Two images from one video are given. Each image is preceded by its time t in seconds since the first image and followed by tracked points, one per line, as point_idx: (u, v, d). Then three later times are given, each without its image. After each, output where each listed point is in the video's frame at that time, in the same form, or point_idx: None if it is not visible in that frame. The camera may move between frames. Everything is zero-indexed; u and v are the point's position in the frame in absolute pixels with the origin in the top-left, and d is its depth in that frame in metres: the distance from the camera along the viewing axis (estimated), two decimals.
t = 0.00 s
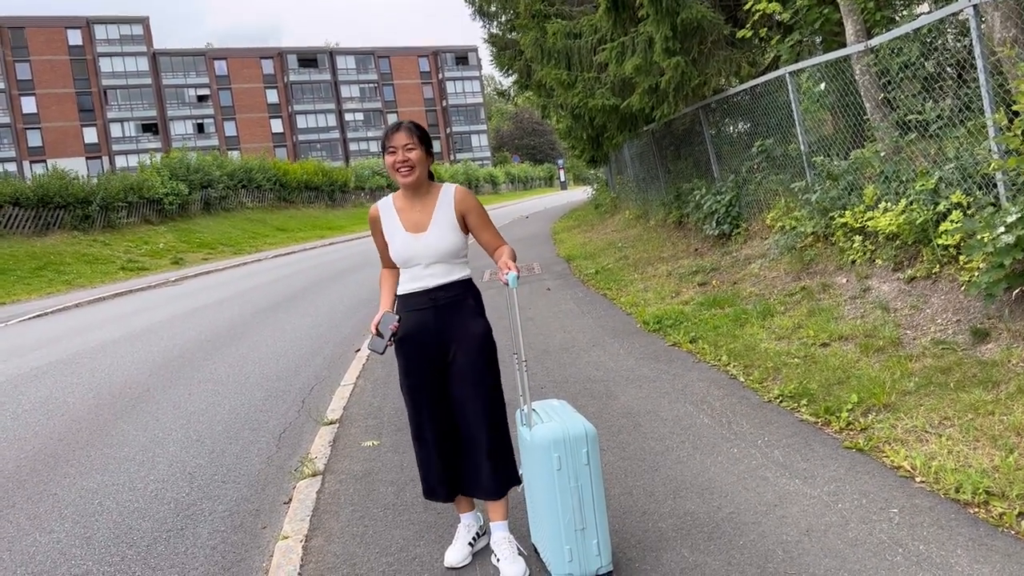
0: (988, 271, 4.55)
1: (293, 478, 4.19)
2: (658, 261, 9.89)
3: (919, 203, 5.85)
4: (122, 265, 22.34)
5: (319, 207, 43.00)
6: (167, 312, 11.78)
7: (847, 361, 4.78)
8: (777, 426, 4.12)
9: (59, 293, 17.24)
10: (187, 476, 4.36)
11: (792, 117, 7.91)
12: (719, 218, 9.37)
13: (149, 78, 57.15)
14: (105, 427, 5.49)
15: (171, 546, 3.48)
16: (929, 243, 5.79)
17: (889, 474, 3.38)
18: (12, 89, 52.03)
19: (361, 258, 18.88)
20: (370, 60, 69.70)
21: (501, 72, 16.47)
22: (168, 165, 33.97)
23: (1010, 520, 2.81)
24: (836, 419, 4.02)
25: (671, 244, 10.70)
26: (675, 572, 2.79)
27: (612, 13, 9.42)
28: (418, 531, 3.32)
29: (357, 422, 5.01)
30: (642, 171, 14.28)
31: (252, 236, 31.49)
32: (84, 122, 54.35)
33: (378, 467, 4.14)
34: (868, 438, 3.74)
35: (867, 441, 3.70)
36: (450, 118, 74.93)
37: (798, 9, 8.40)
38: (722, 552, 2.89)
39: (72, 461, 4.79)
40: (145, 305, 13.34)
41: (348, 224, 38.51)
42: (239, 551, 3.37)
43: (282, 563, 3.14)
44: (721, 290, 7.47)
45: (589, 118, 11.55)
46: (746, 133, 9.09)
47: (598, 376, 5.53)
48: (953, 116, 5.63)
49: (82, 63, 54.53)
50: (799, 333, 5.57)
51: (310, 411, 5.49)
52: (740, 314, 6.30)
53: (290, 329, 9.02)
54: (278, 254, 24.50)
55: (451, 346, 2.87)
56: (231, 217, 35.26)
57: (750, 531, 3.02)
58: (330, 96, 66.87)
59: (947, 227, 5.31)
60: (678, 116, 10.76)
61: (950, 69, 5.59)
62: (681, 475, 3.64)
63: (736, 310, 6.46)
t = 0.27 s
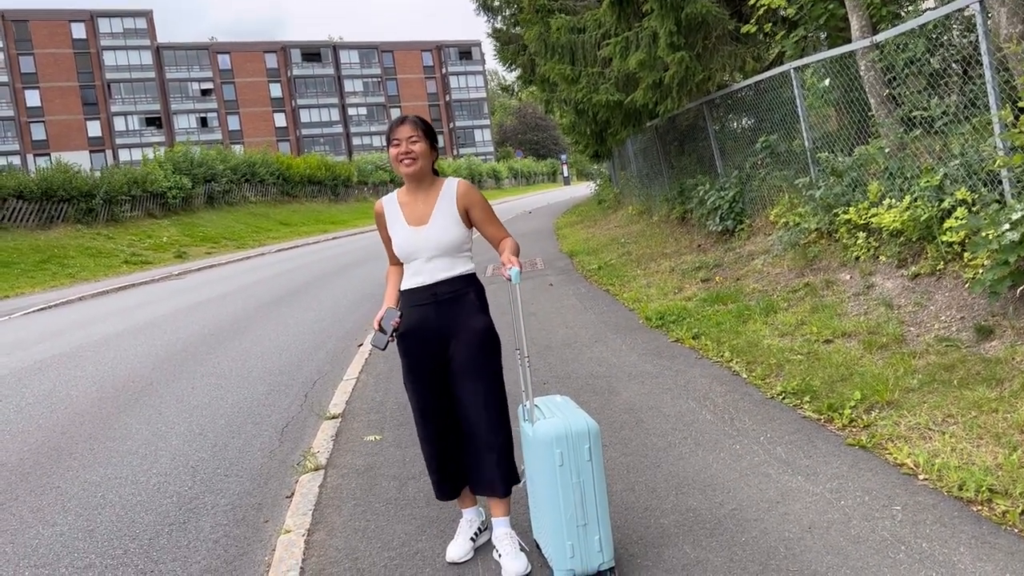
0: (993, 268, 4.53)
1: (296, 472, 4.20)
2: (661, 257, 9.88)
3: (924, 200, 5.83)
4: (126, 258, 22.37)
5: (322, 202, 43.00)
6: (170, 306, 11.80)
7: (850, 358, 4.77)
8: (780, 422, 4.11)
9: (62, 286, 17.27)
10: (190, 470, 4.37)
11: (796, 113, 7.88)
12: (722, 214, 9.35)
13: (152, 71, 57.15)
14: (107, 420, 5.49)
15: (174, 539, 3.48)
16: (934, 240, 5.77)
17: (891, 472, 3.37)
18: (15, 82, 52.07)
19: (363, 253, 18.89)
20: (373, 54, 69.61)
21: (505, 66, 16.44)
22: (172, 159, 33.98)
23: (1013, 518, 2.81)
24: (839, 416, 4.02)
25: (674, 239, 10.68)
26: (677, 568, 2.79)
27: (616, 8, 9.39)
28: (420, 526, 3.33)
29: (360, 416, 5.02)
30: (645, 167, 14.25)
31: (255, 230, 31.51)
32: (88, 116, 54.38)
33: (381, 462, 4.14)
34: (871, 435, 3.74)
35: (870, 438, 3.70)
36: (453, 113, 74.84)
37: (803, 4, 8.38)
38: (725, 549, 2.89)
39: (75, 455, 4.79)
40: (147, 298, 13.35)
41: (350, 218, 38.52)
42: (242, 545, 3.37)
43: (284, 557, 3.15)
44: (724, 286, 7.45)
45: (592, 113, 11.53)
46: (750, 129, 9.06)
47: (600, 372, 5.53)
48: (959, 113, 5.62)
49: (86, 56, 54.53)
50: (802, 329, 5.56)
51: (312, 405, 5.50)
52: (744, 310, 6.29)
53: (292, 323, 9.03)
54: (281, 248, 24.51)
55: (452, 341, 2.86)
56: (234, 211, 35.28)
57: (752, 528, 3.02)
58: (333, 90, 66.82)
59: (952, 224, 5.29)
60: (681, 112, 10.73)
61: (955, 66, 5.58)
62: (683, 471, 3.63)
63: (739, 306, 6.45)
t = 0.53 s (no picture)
0: (1000, 265, 4.49)
1: (298, 465, 4.19)
2: (665, 252, 9.84)
3: (930, 195, 5.79)
4: (129, 251, 22.38)
5: (325, 195, 42.99)
6: (173, 299, 11.80)
7: (855, 354, 4.74)
8: (784, 418, 4.09)
9: (66, 278, 17.29)
10: (191, 463, 4.36)
11: (802, 108, 7.83)
12: (727, 209, 9.30)
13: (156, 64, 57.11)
14: (109, 413, 5.49)
15: (175, 533, 3.47)
16: (940, 236, 5.73)
17: (896, 468, 3.34)
18: (20, 74, 52.09)
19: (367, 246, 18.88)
20: (377, 47, 69.48)
21: (509, 60, 16.38)
22: (175, 151, 33.98)
23: (1019, 517, 2.78)
24: (844, 412, 3.99)
25: (678, 234, 10.64)
26: (680, 564, 2.77)
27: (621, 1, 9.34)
28: (421, 520, 3.31)
29: (362, 410, 5.00)
30: (650, 161, 14.20)
31: (258, 223, 31.51)
32: (91, 108, 54.38)
33: (382, 456, 4.13)
34: (876, 431, 3.71)
35: (874, 435, 3.67)
36: (457, 106, 74.71)
37: None
38: (728, 545, 2.86)
39: (76, 447, 4.79)
40: (150, 291, 13.35)
41: (353, 212, 38.48)
42: (243, 539, 3.36)
43: (285, 551, 3.13)
44: (728, 281, 7.42)
45: (597, 107, 11.48)
46: (756, 124, 9.01)
47: (603, 367, 5.51)
48: (966, 108, 5.56)
49: (90, 48, 54.52)
50: (807, 325, 5.53)
51: (314, 399, 5.49)
52: (748, 305, 6.26)
53: (295, 316, 9.02)
54: (284, 241, 24.51)
55: (452, 335, 2.84)
56: (237, 204, 35.27)
57: (756, 524, 3.00)
58: (337, 83, 66.73)
59: (958, 220, 5.25)
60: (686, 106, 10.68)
61: (963, 61, 5.52)
62: (686, 467, 3.61)
63: (743, 301, 6.41)
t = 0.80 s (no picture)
0: (1013, 259, 4.42)
1: (302, 458, 4.16)
2: (671, 245, 9.78)
3: (942, 188, 5.71)
4: (135, 242, 22.41)
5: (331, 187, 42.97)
6: (178, 290, 11.80)
7: (865, 349, 4.69)
8: (793, 414, 4.04)
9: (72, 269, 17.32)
10: (195, 455, 4.34)
11: (812, 100, 7.76)
12: (734, 202, 9.23)
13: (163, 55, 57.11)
14: (113, 404, 5.47)
15: (178, 525, 3.45)
16: (951, 229, 5.66)
17: (908, 465, 3.30)
18: (26, 65, 52.15)
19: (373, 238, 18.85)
20: (383, 39, 69.35)
21: (516, 52, 16.30)
22: (181, 143, 33.99)
23: None
24: (854, 407, 3.94)
25: (685, 227, 10.58)
26: (689, 561, 2.73)
27: None
28: (427, 514, 3.28)
29: (367, 402, 4.97)
30: (657, 154, 14.12)
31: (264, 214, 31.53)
32: (98, 99, 54.41)
33: (387, 449, 4.10)
34: (887, 427, 3.66)
35: (885, 431, 3.62)
36: (463, 99, 74.54)
37: None
38: (738, 542, 2.82)
39: (80, 438, 4.77)
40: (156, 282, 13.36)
41: (359, 204, 38.43)
42: (246, 531, 3.34)
43: (289, 544, 3.11)
44: (736, 275, 7.36)
45: (604, 99, 11.41)
46: (764, 116, 8.94)
47: (610, 360, 5.47)
48: (978, 101, 5.53)
49: (97, 39, 54.53)
50: (816, 319, 5.48)
51: (319, 391, 5.46)
52: (756, 299, 6.21)
53: (300, 308, 8.99)
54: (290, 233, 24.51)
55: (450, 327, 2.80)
56: (243, 196, 35.28)
57: (766, 521, 2.95)
58: (343, 75, 66.63)
59: (971, 213, 5.19)
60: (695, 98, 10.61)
61: (974, 53, 5.51)
62: (695, 462, 3.57)
63: (752, 295, 6.36)
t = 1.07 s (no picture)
0: None
1: (310, 453, 4.11)
2: (681, 239, 9.69)
3: (958, 183, 5.65)
4: (142, 234, 22.42)
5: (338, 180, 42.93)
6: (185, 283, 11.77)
7: (881, 346, 4.61)
8: (809, 412, 3.96)
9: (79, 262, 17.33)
10: (202, 450, 4.29)
11: (824, 93, 7.64)
12: (745, 196, 9.13)
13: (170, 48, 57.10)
14: (119, 397, 5.43)
15: (184, 521, 3.40)
16: (967, 225, 5.58)
17: (928, 465, 3.22)
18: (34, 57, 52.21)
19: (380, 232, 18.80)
20: (390, 32, 69.20)
21: (524, 45, 16.18)
22: (188, 135, 33.98)
23: None
24: (870, 406, 3.86)
25: (695, 222, 10.48)
26: (706, 563, 2.67)
27: None
28: (436, 513, 3.22)
29: (374, 397, 4.92)
30: (666, 148, 14.01)
31: (270, 207, 31.51)
32: (105, 92, 54.45)
33: (396, 446, 4.04)
34: (904, 426, 3.59)
35: (903, 430, 3.55)
36: (470, 92, 74.36)
37: None
38: (755, 544, 2.76)
39: (86, 432, 4.73)
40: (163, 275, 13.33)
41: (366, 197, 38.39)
42: (253, 528, 3.29)
43: (296, 543, 3.05)
44: (747, 270, 7.27)
45: (613, 92, 11.31)
46: (775, 110, 8.84)
47: (620, 356, 5.40)
48: (996, 94, 5.42)
49: (104, 31, 54.55)
50: (830, 315, 5.40)
51: (326, 386, 5.41)
52: (768, 294, 6.13)
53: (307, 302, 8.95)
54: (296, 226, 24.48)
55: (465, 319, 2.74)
56: (249, 188, 35.27)
57: (784, 522, 2.89)
58: (350, 68, 66.52)
59: (988, 209, 5.13)
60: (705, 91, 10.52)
61: (989, 48, 5.44)
62: (709, 461, 3.50)
63: (764, 291, 6.28)
